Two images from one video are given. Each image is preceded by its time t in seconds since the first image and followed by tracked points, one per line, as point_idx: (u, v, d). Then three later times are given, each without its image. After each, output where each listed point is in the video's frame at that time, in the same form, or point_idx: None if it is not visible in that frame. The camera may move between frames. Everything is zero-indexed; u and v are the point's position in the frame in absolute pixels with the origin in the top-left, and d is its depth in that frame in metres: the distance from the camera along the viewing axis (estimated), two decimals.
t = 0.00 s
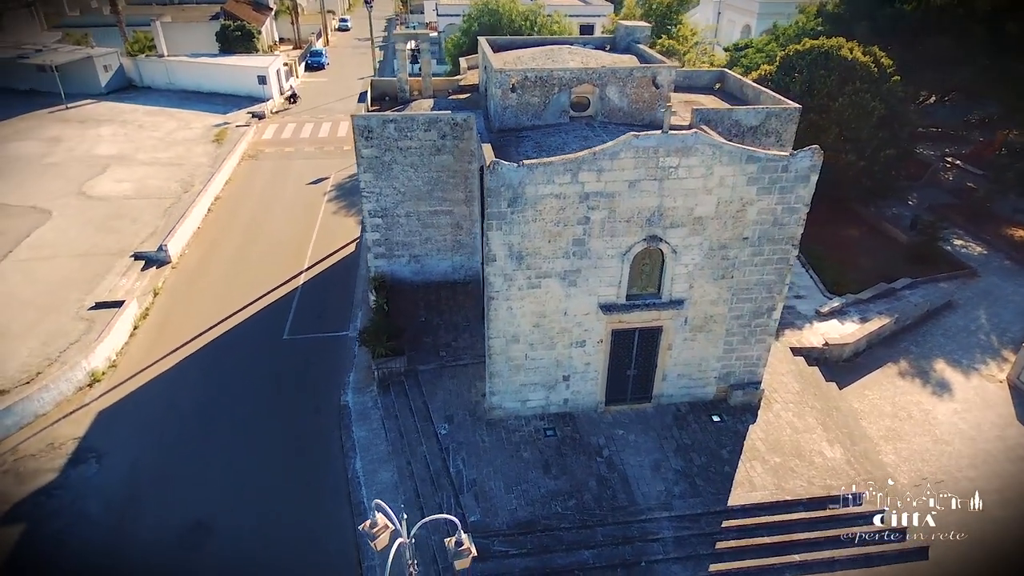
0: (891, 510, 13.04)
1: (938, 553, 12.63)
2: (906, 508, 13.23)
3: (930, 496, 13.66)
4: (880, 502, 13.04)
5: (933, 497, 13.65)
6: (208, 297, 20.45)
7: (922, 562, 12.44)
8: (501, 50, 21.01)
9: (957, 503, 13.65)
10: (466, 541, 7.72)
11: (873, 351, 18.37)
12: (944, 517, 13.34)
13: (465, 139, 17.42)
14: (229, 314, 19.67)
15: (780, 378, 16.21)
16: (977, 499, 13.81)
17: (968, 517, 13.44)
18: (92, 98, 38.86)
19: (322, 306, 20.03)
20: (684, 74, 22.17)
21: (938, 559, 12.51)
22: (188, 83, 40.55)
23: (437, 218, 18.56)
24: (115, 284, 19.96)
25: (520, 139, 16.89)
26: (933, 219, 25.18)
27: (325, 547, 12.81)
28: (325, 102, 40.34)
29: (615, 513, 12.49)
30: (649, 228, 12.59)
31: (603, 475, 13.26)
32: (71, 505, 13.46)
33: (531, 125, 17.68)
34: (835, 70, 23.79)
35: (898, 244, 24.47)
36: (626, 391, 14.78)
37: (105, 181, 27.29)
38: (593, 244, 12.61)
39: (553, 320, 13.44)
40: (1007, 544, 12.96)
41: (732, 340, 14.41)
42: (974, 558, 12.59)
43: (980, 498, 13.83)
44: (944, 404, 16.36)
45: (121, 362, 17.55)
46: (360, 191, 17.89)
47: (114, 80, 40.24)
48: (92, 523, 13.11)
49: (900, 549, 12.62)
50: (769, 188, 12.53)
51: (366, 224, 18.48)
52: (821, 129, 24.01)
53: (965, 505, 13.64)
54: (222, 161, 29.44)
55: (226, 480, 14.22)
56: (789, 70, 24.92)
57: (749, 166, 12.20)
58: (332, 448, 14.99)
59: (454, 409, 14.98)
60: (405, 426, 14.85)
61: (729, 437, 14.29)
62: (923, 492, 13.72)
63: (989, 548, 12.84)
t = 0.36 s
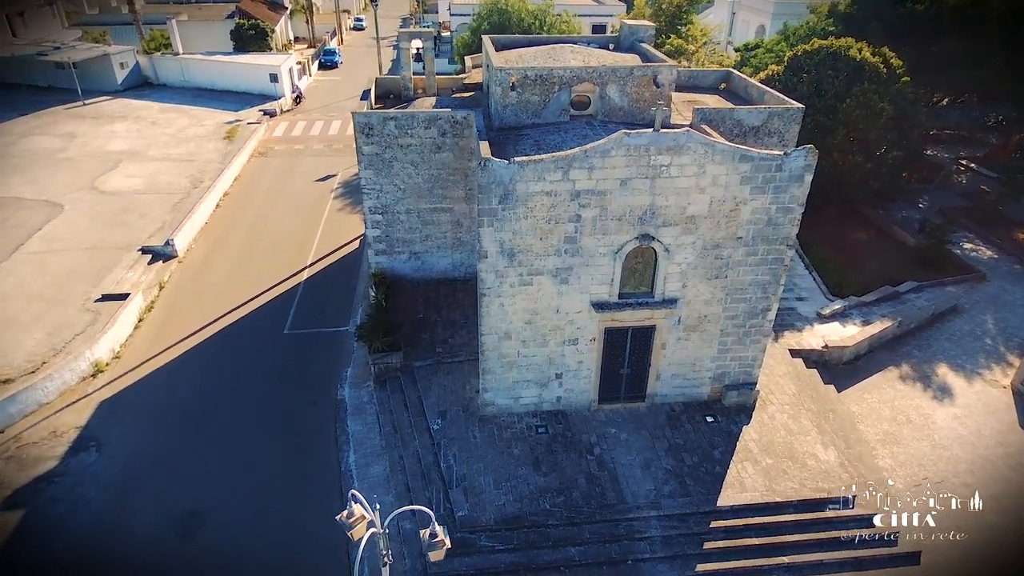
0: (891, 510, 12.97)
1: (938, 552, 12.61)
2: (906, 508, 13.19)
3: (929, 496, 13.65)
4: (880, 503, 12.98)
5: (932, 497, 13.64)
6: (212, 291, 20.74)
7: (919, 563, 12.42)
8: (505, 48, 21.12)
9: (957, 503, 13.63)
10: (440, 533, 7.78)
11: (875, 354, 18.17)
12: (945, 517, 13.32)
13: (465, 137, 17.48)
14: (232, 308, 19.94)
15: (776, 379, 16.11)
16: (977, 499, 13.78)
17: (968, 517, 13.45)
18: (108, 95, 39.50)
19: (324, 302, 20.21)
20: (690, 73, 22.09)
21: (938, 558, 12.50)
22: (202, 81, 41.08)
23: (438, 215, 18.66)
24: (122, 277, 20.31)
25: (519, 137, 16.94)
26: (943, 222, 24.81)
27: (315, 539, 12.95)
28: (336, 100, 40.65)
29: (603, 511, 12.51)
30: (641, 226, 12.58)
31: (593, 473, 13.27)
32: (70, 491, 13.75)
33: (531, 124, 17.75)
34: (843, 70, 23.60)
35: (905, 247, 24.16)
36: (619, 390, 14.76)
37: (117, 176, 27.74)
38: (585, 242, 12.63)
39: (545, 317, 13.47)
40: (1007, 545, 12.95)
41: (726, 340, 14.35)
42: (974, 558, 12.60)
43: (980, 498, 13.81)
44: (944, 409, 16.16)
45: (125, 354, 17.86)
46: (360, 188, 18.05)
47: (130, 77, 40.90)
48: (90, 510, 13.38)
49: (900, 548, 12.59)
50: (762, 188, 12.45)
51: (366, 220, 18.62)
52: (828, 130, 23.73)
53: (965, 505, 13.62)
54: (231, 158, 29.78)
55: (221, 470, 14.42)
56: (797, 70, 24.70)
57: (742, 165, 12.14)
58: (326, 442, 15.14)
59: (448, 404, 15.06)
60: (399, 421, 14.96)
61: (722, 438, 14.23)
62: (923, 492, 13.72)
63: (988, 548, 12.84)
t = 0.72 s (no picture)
0: (892, 510, 12.84)
1: (937, 552, 12.56)
2: (906, 508, 13.09)
3: (929, 496, 13.56)
4: (880, 504, 12.83)
5: (932, 497, 13.55)
6: (218, 284, 21.01)
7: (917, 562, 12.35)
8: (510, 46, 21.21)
9: (957, 503, 13.53)
10: (415, 524, 7.79)
11: (879, 358, 17.91)
12: (945, 517, 13.22)
13: (466, 133, 17.54)
14: (237, 301, 20.19)
15: (775, 380, 15.96)
16: (977, 499, 13.69)
17: (969, 517, 13.34)
18: (126, 91, 40.18)
19: (327, 296, 20.38)
20: (697, 72, 21.95)
21: (937, 557, 12.45)
22: (218, 78, 41.61)
23: (439, 212, 18.74)
24: (130, 269, 20.64)
25: (520, 134, 16.94)
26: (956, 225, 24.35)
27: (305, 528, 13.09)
28: (349, 98, 40.95)
29: (591, 509, 12.46)
30: (634, 224, 12.53)
31: (584, 470, 13.24)
32: (70, 477, 14.02)
33: (533, 121, 17.75)
34: (854, 70, 23.31)
35: (916, 251, 23.75)
36: (614, 388, 14.71)
37: (131, 170, 28.20)
38: (578, 238, 12.60)
39: (538, 313, 13.47)
40: (1009, 544, 12.86)
41: (722, 340, 14.24)
42: (974, 558, 12.54)
43: (980, 498, 13.72)
44: (947, 414, 15.88)
45: (130, 344, 18.17)
46: (363, 183, 18.18)
47: (148, 74, 41.56)
48: (87, 496, 13.65)
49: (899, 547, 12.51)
50: (758, 187, 12.35)
51: (368, 216, 18.75)
52: (838, 131, 23.37)
53: (965, 505, 13.53)
54: (243, 154, 30.13)
55: (218, 461, 14.60)
56: (808, 70, 24.39)
57: (737, 163, 12.04)
58: (322, 434, 15.27)
59: (443, 400, 15.11)
60: (394, 415, 15.04)
61: (716, 438, 14.12)
62: (923, 492, 13.64)
63: (988, 548, 12.77)
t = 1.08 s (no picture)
0: (891, 510, 12.90)
1: (936, 552, 12.54)
2: (906, 508, 13.09)
3: (929, 496, 13.55)
4: (880, 503, 12.97)
5: (932, 497, 13.54)
6: (226, 278, 21.30)
7: (916, 561, 12.31)
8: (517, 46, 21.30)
9: (957, 503, 13.51)
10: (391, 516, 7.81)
11: (884, 363, 17.62)
12: (945, 517, 13.25)
13: (469, 131, 17.61)
14: (243, 295, 20.44)
15: (774, 384, 15.79)
16: (977, 500, 13.64)
17: (968, 517, 13.34)
18: (146, 88, 40.90)
19: (332, 292, 20.55)
20: (707, 72, 21.78)
21: (937, 558, 12.44)
22: (236, 75, 42.16)
23: (442, 209, 18.83)
24: (140, 262, 20.99)
25: (522, 132, 16.97)
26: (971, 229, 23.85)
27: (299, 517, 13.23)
28: (363, 96, 41.24)
29: (581, 508, 12.43)
30: (630, 223, 12.48)
31: (576, 470, 13.20)
32: (72, 464, 14.30)
33: (536, 120, 17.79)
34: (868, 72, 23.02)
35: (929, 255, 23.32)
36: (610, 388, 14.65)
37: (146, 166, 28.69)
38: (573, 236, 12.58)
39: (533, 311, 13.47)
40: (1009, 545, 12.84)
41: (720, 341, 14.12)
42: (974, 558, 12.52)
43: (980, 498, 13.66)
44: (951, 422, 15.58)
45: (137, 335, 18.49)
46: (367, 180, 18.33)
47: (168, 71, 42.25)
48: (88, 482, 13.92)
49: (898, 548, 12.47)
50: (755, 187, 12.23)
51: (372, 212, 18.89)
52: (850, 133, 23.05)
53: (965, 505, 13.50)
54: (256, 150, 30.50)
55: (216, 452, 14.79)
56: (820, 71, 24.07)
57: (733, 163, 11.94)
58: (320, 427, 15.40)
59: (439, 396, 15.17)
60: (391, 410, 15.13)
61: (712, 440, 14.00)
62: (923, 492, 13.61)
63: (989, 549, 12.73)
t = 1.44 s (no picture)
0: (891, 510, 12.89)
1: (937, 553, 12.50)
2: (906, 508, 13.12)
3: (929, 496, 13.51)
4: (880, 503, 12.95)
5: (932, 497, 13.49)
6: (234, 272, 21.58)
7: (918, 561, 12.31)
8: (525, 43, 21.32)
9: (957, 503, 13.43)
10: (366, 507, 7.83)
11: (891, 369, 17.31)
12: (945, 517, 13.17)
13: (473, 129, 17.61)
14: (250, 288, 20.70)
15: (775, 387, 15.58)
16: (977, 499, 13.56)
17: (969, 517, 13.24)
18: (167, 85, 41.59)
19: (337, 287, 20.72)
20: (717, 72, 21.57)
21: (937, 558, 12.40)
22: (254, 73, 42.71)
23: (446, 206, 18.89)
24: (151, 255, 21.35)
25: (526, 130, 16.96)
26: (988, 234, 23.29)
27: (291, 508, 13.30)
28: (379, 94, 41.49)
29: (571, 506, 12.38)
30: (625, 221, 12.41)
31: (568, 468, 13.15)
32: (75, 451, 14.60)
33: (540, 117, 17.77)
34: (882, 73, 22.61)
35: (944, 260, 22.82)
36: (606, 388, 14.57)
37: (163, 161, 29.19)
38: (568, 234, 12.54)
39: (528, 309, 13.46)
40: (1010, 544, 12.77)
41: (717, 343, 13.98)
42: (974, 558, 12.45)
43: (980, 498, 13.57)
44: (956, 430, 15.26)
45: (144, 326, 18.81)
46: (371, 176, 18.46)
47: (189, 68, 42.94)
48: (89, 469, 14.20)
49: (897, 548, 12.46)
50: (752, 187, 12.09)
51: (377, 209, 19.02)
52: (863, 134, 22.68)
53: (965, 505, 13.42)
54: (270, 146, 30.86)
55: (215, 442, 14.99)
56: (835, 71, 23.65)
57: (730, 162, 11.81)
58: (318, 420, 15.52)
59: (435, 391, 15.21)
60: (387, 405, 15.20)
61: (707, 442, 13.87)
62: (923, 492, 13.59)
63: (988, 548, 12.68)
